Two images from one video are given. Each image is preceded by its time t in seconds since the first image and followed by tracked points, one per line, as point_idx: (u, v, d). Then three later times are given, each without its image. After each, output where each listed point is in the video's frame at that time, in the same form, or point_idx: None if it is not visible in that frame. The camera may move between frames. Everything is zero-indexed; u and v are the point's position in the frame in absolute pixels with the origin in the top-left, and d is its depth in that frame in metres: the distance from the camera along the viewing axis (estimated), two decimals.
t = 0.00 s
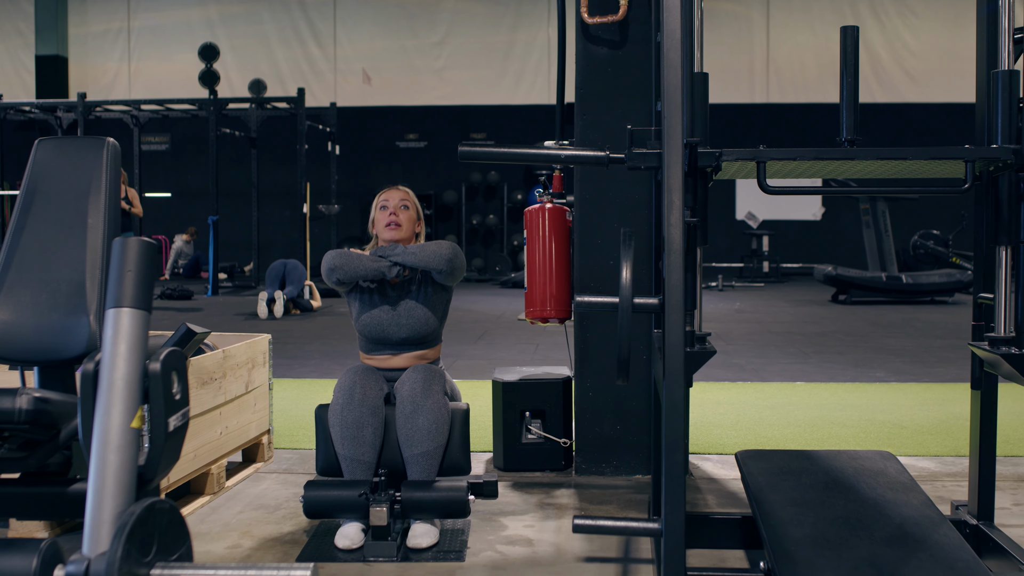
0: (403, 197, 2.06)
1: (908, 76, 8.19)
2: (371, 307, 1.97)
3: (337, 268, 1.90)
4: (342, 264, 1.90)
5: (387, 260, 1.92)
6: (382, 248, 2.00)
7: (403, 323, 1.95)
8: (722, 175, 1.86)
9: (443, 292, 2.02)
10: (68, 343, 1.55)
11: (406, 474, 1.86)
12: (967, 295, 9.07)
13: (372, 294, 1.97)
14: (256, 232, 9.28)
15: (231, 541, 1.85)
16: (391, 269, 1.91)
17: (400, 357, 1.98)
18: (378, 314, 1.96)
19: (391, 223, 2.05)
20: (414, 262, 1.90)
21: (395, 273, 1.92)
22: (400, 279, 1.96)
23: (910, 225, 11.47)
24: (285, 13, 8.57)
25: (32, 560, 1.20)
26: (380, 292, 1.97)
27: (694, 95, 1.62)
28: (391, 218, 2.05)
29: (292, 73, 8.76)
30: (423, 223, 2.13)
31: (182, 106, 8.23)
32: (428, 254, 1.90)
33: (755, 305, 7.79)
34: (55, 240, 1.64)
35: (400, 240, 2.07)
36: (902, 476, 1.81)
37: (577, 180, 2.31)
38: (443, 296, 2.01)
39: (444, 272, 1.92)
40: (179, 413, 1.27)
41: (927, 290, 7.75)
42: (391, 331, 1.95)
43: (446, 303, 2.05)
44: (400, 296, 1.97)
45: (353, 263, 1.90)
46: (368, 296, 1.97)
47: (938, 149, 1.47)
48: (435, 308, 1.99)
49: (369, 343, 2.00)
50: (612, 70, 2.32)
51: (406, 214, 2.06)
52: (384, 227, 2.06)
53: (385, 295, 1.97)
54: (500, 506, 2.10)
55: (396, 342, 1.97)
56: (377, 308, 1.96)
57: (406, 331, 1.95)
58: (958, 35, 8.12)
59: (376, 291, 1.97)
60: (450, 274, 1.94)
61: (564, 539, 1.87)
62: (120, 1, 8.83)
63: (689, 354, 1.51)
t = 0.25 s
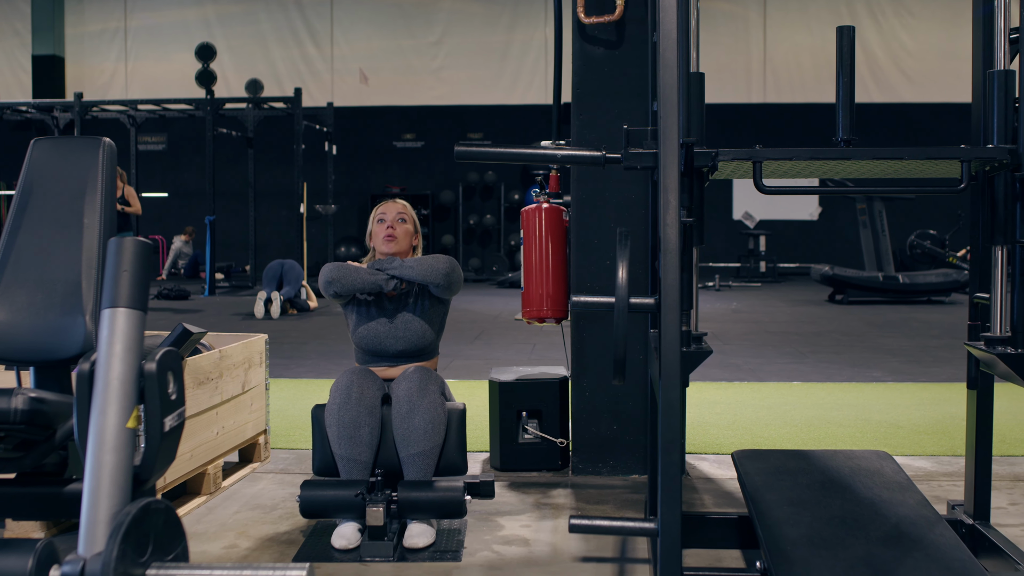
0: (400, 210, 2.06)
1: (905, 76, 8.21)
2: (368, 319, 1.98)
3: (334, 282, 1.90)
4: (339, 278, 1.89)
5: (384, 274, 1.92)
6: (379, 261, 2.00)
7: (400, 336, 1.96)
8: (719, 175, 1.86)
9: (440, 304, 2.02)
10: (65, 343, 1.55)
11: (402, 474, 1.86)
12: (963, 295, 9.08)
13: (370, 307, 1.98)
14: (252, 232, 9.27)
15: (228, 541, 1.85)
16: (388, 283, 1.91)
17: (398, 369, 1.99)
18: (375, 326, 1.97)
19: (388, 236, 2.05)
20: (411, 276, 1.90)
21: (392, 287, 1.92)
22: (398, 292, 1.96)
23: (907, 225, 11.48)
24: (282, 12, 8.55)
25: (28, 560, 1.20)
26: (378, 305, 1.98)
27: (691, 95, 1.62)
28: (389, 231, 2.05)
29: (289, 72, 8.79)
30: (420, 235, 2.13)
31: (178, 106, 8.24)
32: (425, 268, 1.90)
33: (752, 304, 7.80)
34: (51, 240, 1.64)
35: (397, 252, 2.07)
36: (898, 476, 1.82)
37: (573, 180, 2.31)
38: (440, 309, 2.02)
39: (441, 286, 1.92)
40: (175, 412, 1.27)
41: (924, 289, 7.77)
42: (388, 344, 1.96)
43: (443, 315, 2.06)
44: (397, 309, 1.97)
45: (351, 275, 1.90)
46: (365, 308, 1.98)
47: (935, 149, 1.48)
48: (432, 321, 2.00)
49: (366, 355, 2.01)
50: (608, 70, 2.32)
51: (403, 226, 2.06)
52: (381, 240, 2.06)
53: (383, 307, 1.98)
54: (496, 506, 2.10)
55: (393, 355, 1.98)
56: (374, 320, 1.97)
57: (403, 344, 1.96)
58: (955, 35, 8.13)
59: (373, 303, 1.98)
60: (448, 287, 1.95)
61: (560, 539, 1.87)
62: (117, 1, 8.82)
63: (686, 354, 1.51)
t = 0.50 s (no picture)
0: (398, 219, 2.06)
1: (902, 76, 8.22)
2: (365, 327, 1.98)
3: (331, 290, 1.90)
4: (336, 285, 1.89)
5: (381, 282, 1.92)
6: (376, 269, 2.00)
7: (398, 344, 1.96)
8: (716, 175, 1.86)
9: (438, 312, 2.03)
10: (61, 343, 1.55)
11: (399, 474, 1.86)
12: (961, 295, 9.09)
13: (367, 314, 1.98)
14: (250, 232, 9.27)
15: (225, 541, 1.85)
16: (385, 291, 1.92)
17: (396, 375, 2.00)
18: (372, 334, 1.97)
19: (386, 244, 2.05)
20: (408, 285, 1.90)
21: (389, 295, 1.92)
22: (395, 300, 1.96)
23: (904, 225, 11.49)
24: (279, 12, 8.52)
25: (24, 560, 1.20)
26: (375, 313, 1.98)
27: (687, 96, 1.63)
28: (387, 240, 2.05)
29: (286, 72, 8.81)
30: (418, 243, 2.13)
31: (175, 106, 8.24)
32: (422, 277, 1.90)
33: (749, 304, 7.80)
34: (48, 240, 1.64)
35: (395, 261, 2.07)
36: (896, 476, 1.82)
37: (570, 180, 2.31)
38: (437, 317, 2.02)
39: (438, 294, 1.92)
40: (171, 413, 1.27)
41: (921, 289, 7.77)
42: (386, 352, 1.96)
43: (441, 322, 2.06)
44: (395, 316, 1.98)
45: (347, 282, 1.89)
46: (363, 316, 1.98)
47: (931, 149, 1.48)
48: (429, 329, 2.00)
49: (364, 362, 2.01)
50: (605, 70, 2.33)
51: (400, 235, 2.06)
52: (379, 248, 2.06)
53: (380, 315, 1.98)
54: (493, 507, 2.10)
55: (391, 362, 1.99)
56: (371, 327, 1.97)
57: (400, 352, 1.96)
58: (952, 35, 8.13)
59: (370, 311, 1.98)
60: (445, 296, 1.95)
61: (558, 539, 1.87)
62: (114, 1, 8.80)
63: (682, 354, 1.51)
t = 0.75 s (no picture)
0: (397, 221, 2.07)
1: (900, 76, 8.22)
2: (364, 327, 1.98)
3: (329, 288, 1.90)
4: (335, 284, 1.89)
5: (379, 281, 1.92)
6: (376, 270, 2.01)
7: (396, 344, 1.96)
8: (713, 175, 1.86)
9: (437, 312, 2.02)
10: (59, 344, 1.55)
11: (397, 473, 1.86)
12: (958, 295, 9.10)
13: (366, 314, 1.98)
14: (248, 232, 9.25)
15: (222, 541, 1.85)
16: (383, 290, 1.92)
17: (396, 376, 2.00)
18: (371, 335, 1.97)
19: (384, 246, 2.05)
20: (405, 284, 1.90)
21: (387, 294, 1.92)
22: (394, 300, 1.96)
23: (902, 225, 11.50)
24: (278, 12, 8.52)
25: (21, 560, 1.19)
26: (374, 313, 1.98)
27: (685, 96, 1.63)
28: (386, 241, 2.06)
29: (284, 72, 8.83)
30: (418, 247, 2.14)
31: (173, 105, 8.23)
32: (419, 276, 1.90)
33: (747, 304, 7.81)
34: (45, 240, 1.64)
35: (394, 262, 2.07)
36: (893, 476, 1.82)
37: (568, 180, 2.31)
38: (436, 318, 2.02)
39: (436, 293, 1.91)
40: (168, 413, 1.27)
41: (919, 289, 7.78)
42: (385, 352, 1.96)
43: (440, 323, 2.05)
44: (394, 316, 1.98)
45: (346, 281, 1.90)
46: (362, 316, 1.99)
47: (929, 149, 1.48)
48: (428, 330, 2.00)
49: (363, 363, 2.01)
50: (603, 71, 2.33)
51: (399, 237, 2.06)
52: (378, 250, 2.06)
53: (379, 315, 1.98)
54: (491, 507, 2.10)
55: (391, 363, 1.99)
56: (370, 328, 1.97)
57: (399, 352, 1.96)
58: (951, 35, 8.13)
59: (370, 311, 1.98)
60: (443, 296, 1.94)
61: (555, 539, 1.87)
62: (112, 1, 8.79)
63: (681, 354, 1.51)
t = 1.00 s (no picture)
0: (396, 220, 2.07)
1: (898, 76, 8.23)
2: (364, 325, 1.98)
3: (329, 283, 1.90)
4: (334, 279, 1.89)
5: (378, 277, 1.92)
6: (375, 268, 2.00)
7: (395, 343, 1.96)
8: (711, 175, 1.87)
9: (436, 311, 2.02)
10: (56, 344, 1.55)
11: (395, 473, 1.86)
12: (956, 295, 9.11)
13: (365, 312, 1.98)
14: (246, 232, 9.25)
15: (220, 541, 1.85)
16: (382, 287, 1.92)
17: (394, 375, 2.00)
18: (370, 332, 1.97)
19: (384, 244, 2.05)
20: (405, 281, 1.90)
21: (386, 291, 1.92)
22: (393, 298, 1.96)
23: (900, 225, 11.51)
24: (276, 12, 8.55)
25: (18, 561, 1.19)
26: (374, 310, 1.98)
27: (683, 95, 1.63)
28: (385, 240, 2.06)
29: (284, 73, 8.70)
30: (417, 247, 2.14)
31: (170, 104, 8.22)
32: (418, 273, 1.89)
33: (745, 304, 7.81)
34: (42, 239, 1.63)
35: (393, 261, 2.07)
36: (891, 476, 1.82)
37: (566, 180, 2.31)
38: (436, 317, 2.02)
39: (434, 290, 1.91)
40: (166, 413, 1.27)
41: (917, 289, 7.78)
42: (384, 350, 1.96)
43: (439, 322, 2.05)
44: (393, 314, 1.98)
45: (346, 277, 1.89)
46: (361, 314, 1.99)
47: (926, 149, 1.48)
48: (427, 328, 2.00)
49: (362, 362, 2.01)
50: (601, 70, 2.33)
51: (399, 236, 2.07)
52: (377, 248, 2.06)
53: (378, 313, 1.99)
54: (489, 507, 2.10)
55: (389, 362, 1.98)
56: (370, 325, 1.97)
57: (398, 351, 1.96)
58: (949, 35, 8.15)
59: (369, 309, 1.98)
60: (442, 294, 1.94)
61: (553, 539, 1.88)
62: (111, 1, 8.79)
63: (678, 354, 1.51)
